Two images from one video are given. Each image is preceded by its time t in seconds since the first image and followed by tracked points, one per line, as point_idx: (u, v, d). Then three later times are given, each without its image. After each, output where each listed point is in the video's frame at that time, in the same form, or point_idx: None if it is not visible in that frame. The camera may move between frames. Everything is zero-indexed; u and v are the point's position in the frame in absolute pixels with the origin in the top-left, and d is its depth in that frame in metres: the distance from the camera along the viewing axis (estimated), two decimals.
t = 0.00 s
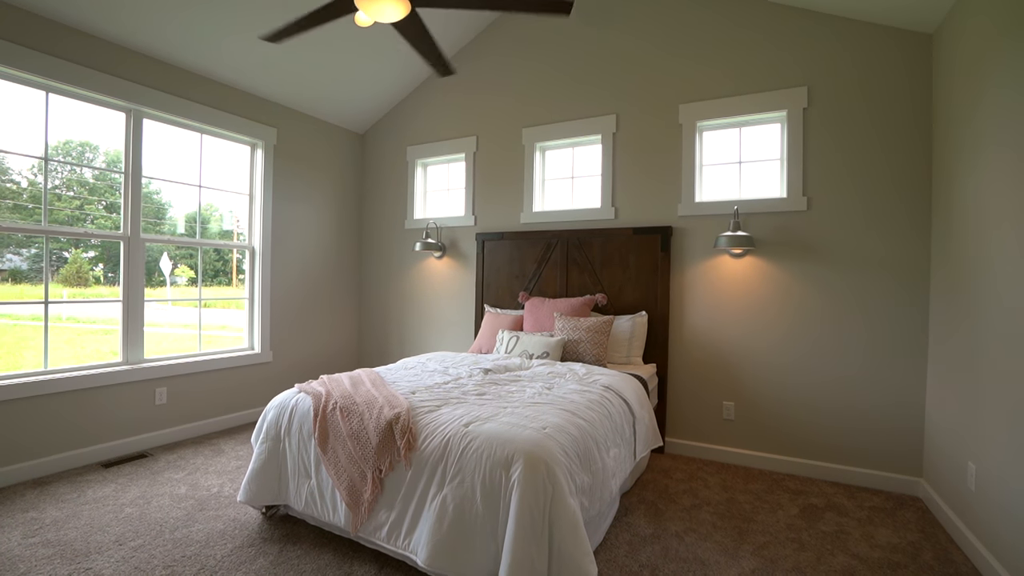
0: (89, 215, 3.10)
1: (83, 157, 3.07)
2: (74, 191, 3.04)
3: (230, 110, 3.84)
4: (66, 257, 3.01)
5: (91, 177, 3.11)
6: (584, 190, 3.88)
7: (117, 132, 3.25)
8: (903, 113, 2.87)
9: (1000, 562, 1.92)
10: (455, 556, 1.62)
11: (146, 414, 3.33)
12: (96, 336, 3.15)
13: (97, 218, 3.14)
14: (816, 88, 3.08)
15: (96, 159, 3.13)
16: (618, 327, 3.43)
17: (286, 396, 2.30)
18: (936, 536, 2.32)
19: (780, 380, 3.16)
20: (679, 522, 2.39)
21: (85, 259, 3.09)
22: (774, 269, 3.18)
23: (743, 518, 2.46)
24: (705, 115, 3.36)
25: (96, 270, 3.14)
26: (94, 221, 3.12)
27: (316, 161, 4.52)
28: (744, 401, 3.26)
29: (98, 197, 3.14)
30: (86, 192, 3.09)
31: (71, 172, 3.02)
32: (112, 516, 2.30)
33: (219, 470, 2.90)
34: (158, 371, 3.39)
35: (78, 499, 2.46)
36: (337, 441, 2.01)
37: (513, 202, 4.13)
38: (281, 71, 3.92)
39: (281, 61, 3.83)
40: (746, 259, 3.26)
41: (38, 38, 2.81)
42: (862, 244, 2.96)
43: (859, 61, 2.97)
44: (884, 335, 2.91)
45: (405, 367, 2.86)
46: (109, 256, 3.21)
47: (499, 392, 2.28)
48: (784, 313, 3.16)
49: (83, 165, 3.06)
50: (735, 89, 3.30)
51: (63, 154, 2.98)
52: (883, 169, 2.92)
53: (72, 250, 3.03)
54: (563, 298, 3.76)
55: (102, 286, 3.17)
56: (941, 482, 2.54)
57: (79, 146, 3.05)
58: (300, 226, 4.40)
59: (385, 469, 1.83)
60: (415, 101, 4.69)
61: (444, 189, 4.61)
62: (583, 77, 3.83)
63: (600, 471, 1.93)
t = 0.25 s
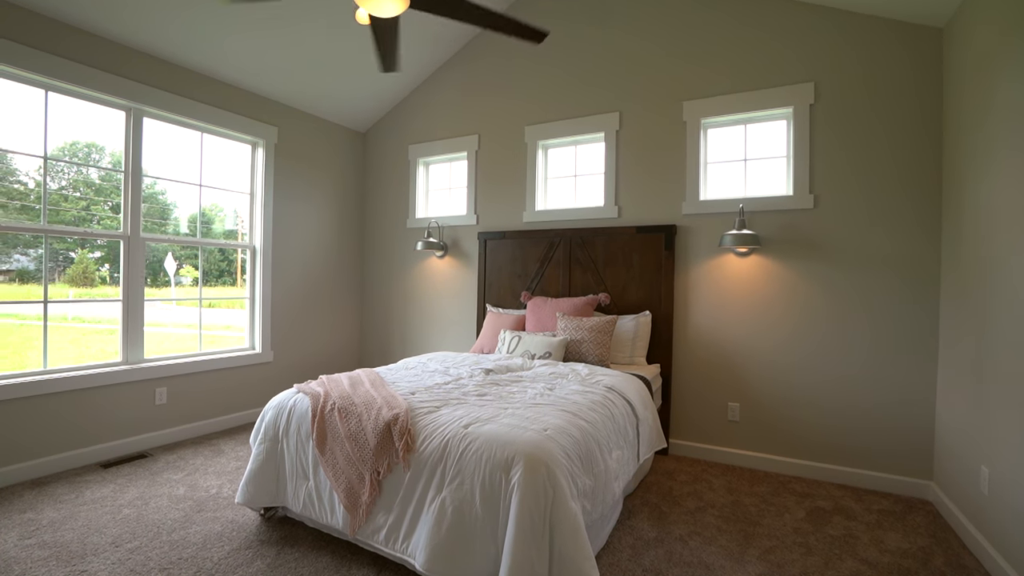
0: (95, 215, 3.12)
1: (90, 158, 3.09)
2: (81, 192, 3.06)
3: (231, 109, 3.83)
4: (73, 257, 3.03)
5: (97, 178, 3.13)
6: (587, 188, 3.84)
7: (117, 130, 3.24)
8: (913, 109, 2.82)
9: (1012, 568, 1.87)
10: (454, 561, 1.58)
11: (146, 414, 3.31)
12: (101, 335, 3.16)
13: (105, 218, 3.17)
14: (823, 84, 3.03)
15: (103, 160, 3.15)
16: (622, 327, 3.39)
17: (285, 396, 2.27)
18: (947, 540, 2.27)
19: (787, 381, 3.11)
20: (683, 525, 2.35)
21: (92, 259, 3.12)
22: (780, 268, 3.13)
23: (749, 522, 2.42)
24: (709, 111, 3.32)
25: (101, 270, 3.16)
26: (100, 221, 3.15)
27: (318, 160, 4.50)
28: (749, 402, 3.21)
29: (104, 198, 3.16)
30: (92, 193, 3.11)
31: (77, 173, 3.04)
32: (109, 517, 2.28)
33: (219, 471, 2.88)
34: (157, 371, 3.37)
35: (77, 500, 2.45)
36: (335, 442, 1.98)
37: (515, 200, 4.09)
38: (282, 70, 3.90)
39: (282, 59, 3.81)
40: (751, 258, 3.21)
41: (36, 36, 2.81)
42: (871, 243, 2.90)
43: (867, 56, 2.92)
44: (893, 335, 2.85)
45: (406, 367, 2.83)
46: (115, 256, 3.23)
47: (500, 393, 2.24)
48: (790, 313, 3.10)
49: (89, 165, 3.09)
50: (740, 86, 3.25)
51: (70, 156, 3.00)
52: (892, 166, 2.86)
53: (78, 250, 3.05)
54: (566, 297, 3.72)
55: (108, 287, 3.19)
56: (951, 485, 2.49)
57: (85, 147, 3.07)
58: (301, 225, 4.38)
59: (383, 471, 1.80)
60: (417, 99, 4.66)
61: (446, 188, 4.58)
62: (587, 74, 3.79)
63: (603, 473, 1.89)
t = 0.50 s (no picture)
0: (101, 216, 3.13)
1: (96, 159, 3.10)
2: (87, 192, 3.07)
3: (232, 108, 3.81)
4: (79, 257, 3.04)
5: (104, 178, 3.14)
6: (590, 187, 3.80)
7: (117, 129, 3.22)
8: (922, 104, 2.76)
9: None
10: (451, 566, 1.55)
11: (146, 414, 3.30)
12: (105, 334, 3.16)
13: (111, 218, 3.18)
14: (830, 80, 2.97)
15: (109, 161, 3.17)
16: (625, 327, 3.34)
17: (283, 396, 2.25)
18: (958, 545, 2.22)
19: (792, 382, 3.06)
20: (687, 529, 2.31)
21: (97, 259, 3.13)
22: (786, 267, 3.08)
23: (754, 525, 2.37)
24: (713, 108, 3.27)
25: (107, 270, 3.17)
26: (106, 221, 3.16)
27: (319, 159, 4.48)
28: (754, 404, 3.16)
29: (110, 198, 3.18)
30: (99, 193, 3.12)
31: (84, 174, 3.05)
32: (106, 518, 2.26)
33: (218, 471, 2.86)
34: (157, 371, 3.35)
35: (74, 500, 2.43)
36: (332, 443, 1.95)
37: (517, 199, 4.05)
38: (283, 68, 3.88)
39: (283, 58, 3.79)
40: (756, 257, 3.16)
41: (35, 34, 2.79)
42: (879, 241, 2.85)
43: (875, 51, 2.86)
44: (902, 335, 2.80)
45: (406, 367, 2.80)
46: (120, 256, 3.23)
47: (501, 394, 2.21)
48: (796, 313, 3.05)
49: (96, 165, 3.10)
50: (745, 82, 3.20)
51: (76, 156, 3.01)
52: (901, 163, 2.81)
53: (84, 251, 3.07)
54: (568, 297, 3.68)
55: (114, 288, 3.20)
56: (962, 489, 2.43)
57: (91, 148, 3.08)
58: (302, 224, 4.36)
59: (380, 473, 1.77)
60: (419, 97, 4.63)
61: (448, 187, 4.55)
62: (589, 72, 3.75)
63: (605, 476, 1.85)
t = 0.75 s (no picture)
0: (106, 216, 3.15)
1: (101, 159, 3.11)
2: (92, 193, 3.08)
3: (232, 107, 3.79)
4: (84, 258, 3.05)
5: (108, 179, 3.15)
6: (592, 185, 3.76)
7: (116, 128, 3.21)
8: (929, 101, 2.72)
9: None
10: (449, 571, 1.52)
11: (145, 414, 3.29)
12: (109, 334, 3.17)
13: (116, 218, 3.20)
14: (836, 76, 2.93)
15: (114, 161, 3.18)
16: (627, 327, 3.31)
17: (281, 397, 2.23)
18: (967, 550, 2.17)
19: (797, 383, 3.02)
20: (690, 532, 2.27)
21: (102, 260, 3.14)
22: (791, 267, 3.04)
23: (758, 529, 2.33)
24: (717, 106, 3.23)
25: (112, 270, 3.19)
26: (112, 222, 3.18)
27: (320, 158, 4.46)
28: (759, 405, 3.12)
29: (115, 199, 3.19)
30: (104, 194, 3.14)
31: (89, 174, 3.06)
32: (103, 520, 2.25)
33: (217, 472, 2.84)
34: (157, 371, 3.34)
35: (72, 501, 2.41)
36: (330, 445, 1.93)
37: (519, 198, 4.03)
38: (284, 67, 3.86)
39: (284, 57, 3.77)
40: (760, 256, 3.12)
41: (33, 33, 2.77)
42: (885, 240, 2.81)
43: (881, 47, 2.82)
44: (909, 336, 2.75)
45: (406, 367, 2.77)
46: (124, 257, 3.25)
47: (501, 395, 2.18)
48: (801, 313, 3.01)
49: (100, 166, 3.11)
50: (749, 80, 3.16)
51: (81, 157, 3.02)
52: (908, 161, 2.76)
53: (89, 251, 3.08)
54: (570, 297, 3.65)
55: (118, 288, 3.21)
56: (972, 492, 2.39)
57: (96, 149, 3.09)
58: (304, 224, 4.35)
59: (378, 475, 1.74)
60: (420, 96, 4.61)
61: (449, 186, 4.52)
62: (592, 70, 3.71)
63: (606, 479, 1.82)
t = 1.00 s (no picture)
0: (111, 217, 3.17)
1: (106, 161, 3.13)
2: (98, 194, 3.10)
3: (233, 106, 3.78)
4: (90, 258, 3.07)
5: (114, 180, 3.17)
6: (595, 184, 3.73)
7: (115, 128, 3.19)
8: (938, 97, 2.67)
9: None
10: None
11: (146, 414, 3.27)
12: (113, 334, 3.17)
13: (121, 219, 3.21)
14: (842, 73, 2.88)
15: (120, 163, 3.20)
16: (630, 328, 3.27)
17: (279, 398, 2.20)
18: (978, 556, 2.12)
19: (803, 385, 2.97)
20: (693, 537, 2.23)
21: (108, 260, 3.16)
22: (796, 266, 2.99)
23: (763, 533, 2.29)
24: (721, 103, 3.19)
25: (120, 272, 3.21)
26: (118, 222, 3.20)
27: (321, 158, 4.45)
28: (764, 406, 3.08)
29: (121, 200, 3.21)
30: (110, 195, 3.16)
31: (95, 175, 3.08)
32: (101, 521, 2.23)
33: (216, 474, 2.82)
34: (157, 371, 3.32)
35: (70, 502, 2.40)
36: (327, 447, 1.90)
37: (521, 197, 3.99)
38: (284, 66, 3.84)
39: (284, 56, 3.75)
40: (765, 255, 3.07)
41: (31, 32, 2.76)
42: (893, 239, 2.76)
43: (888, 43, 2.77)
44: (918, 337, 2.70)
45: (406, 368, 2.74)
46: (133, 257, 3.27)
47: (501, 396, 2.15)
48: (806, 313, 2.97)
49: (106, 167, 3.13)
50: (754, 77, 3.12)
51: (88, 159, 3.05)
52: (916, 158, 2.71)
53: (95, 252, 3.10)
54: (572, 297, 3.61)
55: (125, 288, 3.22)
56: (983, 497, 2.34)
57: (101, 150, 3.11)
58: (304, 224, 4.33)
59: (375, 478, 1.72)
60: (421, 95, 4.58)
61: (450, 185, 4.49)
62: (594, 67, 3.68)
63: (607, 483, 1.79)
